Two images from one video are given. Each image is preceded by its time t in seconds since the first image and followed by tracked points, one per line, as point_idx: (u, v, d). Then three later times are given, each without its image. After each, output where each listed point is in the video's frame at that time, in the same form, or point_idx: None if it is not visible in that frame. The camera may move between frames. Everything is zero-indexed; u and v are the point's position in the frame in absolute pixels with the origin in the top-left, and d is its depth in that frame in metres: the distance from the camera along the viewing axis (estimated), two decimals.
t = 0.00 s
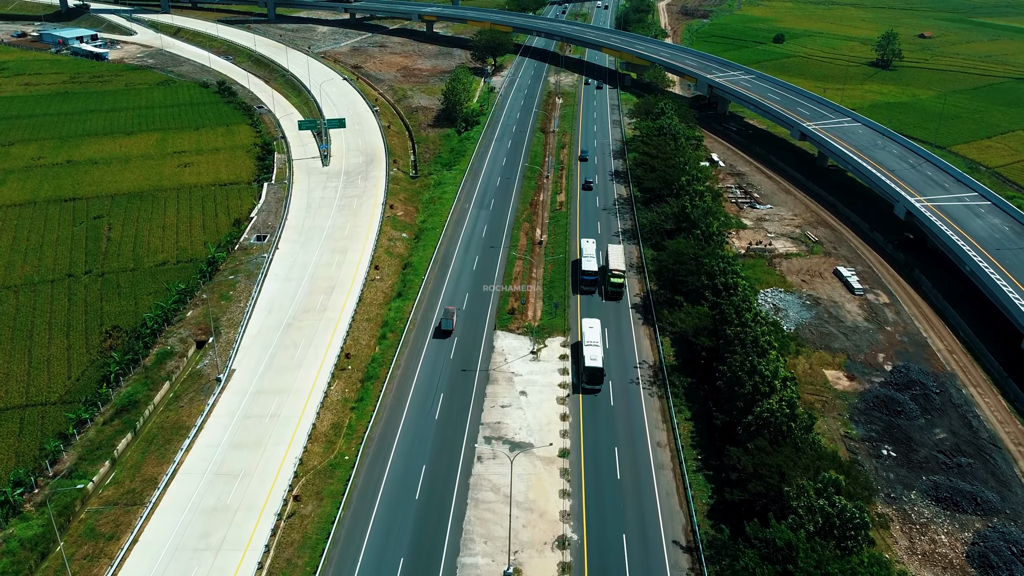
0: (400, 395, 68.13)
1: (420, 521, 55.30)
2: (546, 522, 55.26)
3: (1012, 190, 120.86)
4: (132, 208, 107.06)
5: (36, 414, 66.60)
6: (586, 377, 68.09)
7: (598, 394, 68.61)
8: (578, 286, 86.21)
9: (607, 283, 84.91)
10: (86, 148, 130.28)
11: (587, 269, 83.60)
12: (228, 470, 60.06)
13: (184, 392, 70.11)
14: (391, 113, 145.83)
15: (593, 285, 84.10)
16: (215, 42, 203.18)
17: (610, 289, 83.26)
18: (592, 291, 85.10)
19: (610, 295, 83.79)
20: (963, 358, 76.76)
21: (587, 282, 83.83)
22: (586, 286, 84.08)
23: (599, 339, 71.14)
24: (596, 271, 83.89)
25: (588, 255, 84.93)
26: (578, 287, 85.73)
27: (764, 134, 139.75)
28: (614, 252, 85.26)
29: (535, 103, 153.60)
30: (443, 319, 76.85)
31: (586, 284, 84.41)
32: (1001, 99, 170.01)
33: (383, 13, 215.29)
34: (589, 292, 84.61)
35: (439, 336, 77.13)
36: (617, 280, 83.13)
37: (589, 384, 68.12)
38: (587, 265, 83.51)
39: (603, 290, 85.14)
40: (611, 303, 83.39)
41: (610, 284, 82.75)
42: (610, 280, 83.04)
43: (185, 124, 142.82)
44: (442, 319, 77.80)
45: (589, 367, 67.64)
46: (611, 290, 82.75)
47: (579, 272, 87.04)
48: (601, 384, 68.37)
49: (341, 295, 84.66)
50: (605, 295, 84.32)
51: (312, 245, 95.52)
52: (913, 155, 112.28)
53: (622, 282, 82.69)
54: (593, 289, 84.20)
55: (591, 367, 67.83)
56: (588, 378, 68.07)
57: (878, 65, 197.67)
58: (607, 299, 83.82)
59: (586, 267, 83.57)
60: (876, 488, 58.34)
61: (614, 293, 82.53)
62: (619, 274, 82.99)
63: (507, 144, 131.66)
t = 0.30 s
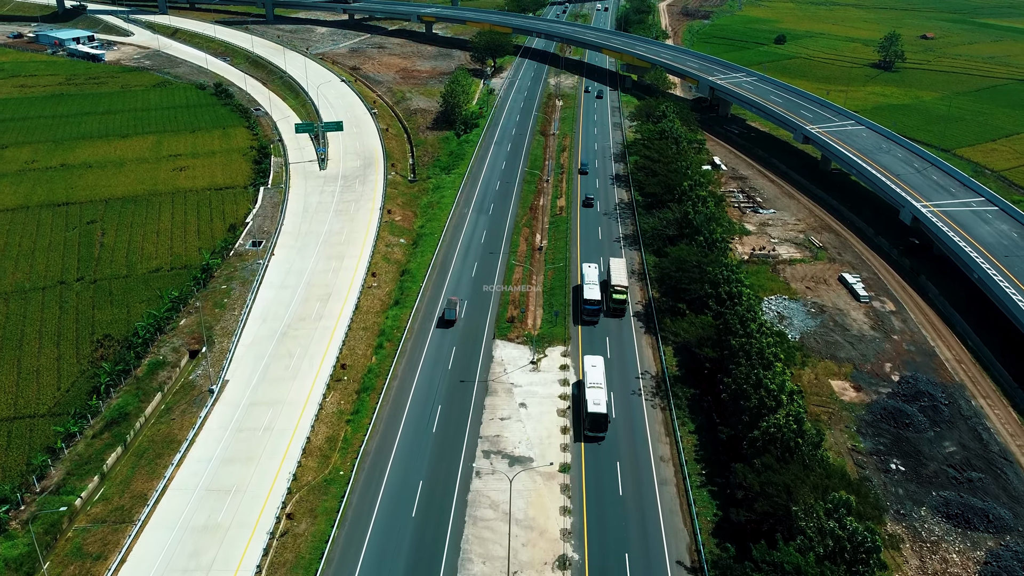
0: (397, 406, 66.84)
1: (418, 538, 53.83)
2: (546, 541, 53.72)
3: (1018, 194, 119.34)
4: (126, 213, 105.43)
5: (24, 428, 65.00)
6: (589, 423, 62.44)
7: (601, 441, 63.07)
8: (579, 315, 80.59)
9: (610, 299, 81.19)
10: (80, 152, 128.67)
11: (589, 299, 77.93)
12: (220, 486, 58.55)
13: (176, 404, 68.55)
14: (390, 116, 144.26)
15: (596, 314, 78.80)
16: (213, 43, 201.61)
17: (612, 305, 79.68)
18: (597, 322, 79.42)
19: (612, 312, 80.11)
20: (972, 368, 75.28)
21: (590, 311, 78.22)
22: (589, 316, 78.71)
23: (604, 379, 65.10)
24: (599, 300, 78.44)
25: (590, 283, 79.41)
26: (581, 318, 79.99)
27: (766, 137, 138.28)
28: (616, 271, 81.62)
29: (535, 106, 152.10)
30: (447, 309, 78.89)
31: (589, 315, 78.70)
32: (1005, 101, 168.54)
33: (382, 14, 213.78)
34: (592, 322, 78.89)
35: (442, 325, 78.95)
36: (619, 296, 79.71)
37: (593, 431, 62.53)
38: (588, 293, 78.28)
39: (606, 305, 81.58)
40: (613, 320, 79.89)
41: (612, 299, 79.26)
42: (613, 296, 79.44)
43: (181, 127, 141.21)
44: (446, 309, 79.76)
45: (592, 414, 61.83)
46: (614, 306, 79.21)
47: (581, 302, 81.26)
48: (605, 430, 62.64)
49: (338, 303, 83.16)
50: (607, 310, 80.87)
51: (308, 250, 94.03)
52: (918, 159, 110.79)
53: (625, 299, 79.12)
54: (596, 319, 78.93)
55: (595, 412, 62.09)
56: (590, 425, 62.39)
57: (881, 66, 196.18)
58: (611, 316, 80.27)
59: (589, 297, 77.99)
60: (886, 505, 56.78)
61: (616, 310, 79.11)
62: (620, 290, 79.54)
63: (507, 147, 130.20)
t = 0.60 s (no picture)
0: (394, 417, 65.46)
1: (414, 556, 52.36)
2: (546, 561, 52.18)
3: None
4: (120, 218, 103.89)
5: (11, 442, 63.44)
6: (591, 479, 56.31)
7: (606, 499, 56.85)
8: (581, 351, 74.64)
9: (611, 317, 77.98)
10: (75, 155, 127.09)
11: (591, 334, 71.86)
12: (211, 503, 57.05)
13: (167, 416, 66.96)
14: (388, 119, 142.72)
15: (599, 350, 72.59)
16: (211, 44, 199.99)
17: (614, 323, 76.45)
18: (601, 358, 73.46)
19: (614, 330, 76.97)
20: (980, 378, 73.81)
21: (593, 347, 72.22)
22: (591, 351, 72.57)
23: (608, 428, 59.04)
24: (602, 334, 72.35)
25: (592, 316, 73.22)
26: (583, 355, 73.94)
27: (768, 140, 136.77)
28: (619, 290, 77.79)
29: (534, 108, 150.50)
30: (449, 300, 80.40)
31: (591, 350, 72.61)
32: (1009, 103, 167.04)
33: (381, 14, 212.21)
34: (596, 358, 73.02)
35: (445, 316, 80.55)
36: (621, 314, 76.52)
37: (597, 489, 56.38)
38: (590, 327, 72.25)
39: (608, 321, 78.54)
40: (615, 339, 76.84)
41: (614, 317, 76.07)
42: (615, 314, 76.10)
43: (177, 130, 139.58)
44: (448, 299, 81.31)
45: (595, 469, 55.74)
46: (615, 324, 76.22)
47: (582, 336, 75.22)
48: (610, 487, 56.38)
49: (334, 311, 81.61)
50: (609, 328, 77.76)
51: (304, 257, 92.49)
52: (923, 163, 109.25)
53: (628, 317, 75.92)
54: (599, 355, 72.80)
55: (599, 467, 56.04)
56: (593, 481, 56.25)
57: (883, 68, 194.61)
58: (614, 334, 77.06)
59: (591, 331, 72.02)
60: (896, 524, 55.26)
61: (619, 328, 75.94)
62: (623, 308, 76.34)
63: (506, 150, 128.68)
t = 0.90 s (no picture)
0: (391, 430, 63.94)
1: None
2: None
3: None
4: (114, 223, 102.37)
5: None
6: (596, 548, 50.99)
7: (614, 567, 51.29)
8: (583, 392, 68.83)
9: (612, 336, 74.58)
10: (69, 158, 125.54)
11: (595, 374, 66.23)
12: (202, 521, 55.49)
13: (159, 429, 65.39)
14: (386, 121, 141.10)
15: (603, 391, 67.04)
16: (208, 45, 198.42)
17: (616, 343, 73.02)
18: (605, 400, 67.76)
19: (616, 350, 73.54)
20: (990, 389, 72.22)
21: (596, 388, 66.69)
22: (594, 394, 66.97)
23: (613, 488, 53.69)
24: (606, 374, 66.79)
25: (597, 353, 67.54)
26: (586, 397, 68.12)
27: (771, 143, 135.23)
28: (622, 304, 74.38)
29: (534, 110, 148.96)
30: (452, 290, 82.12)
31: (595, 392, 67.02)
32: (1013, 105, 165.49)
33: (379, 15, 210.59)
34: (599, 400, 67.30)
35: (449, 306, 82.28)
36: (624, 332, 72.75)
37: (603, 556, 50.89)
38: (594, 366, 66.58)
39: (609, 341, 75.08)
40: (617, 359, 73.39)
41: (617, 336, 72.48)
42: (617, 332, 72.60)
43: (173, 133, 137.95)
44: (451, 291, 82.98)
45: (599, 537, 50.43)
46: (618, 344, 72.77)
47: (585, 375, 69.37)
48: (617, 557, 51.05)
49: (329, 320, 79.97)
50: (609, 347, 74.18)
51: (300, 263, 90.87)
52: (929, 167, 107.64)
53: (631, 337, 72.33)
54: (603, 397, 67.21)
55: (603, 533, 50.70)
56: (598, 551, 50.92)
57: (885, 69, 192.98)
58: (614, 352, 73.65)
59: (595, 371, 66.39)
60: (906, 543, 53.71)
61: (621, 348, 72.72)
62: (626, 326, 72.50)
63: (506, 154, 127.14)
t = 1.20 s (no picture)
0: (387, 444, 62.40)
1: None
2: None
3: None
4: (108, 228, 100.80)
5: None
6: None
7: None
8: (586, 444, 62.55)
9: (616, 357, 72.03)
10: (63, 162, 123.94)
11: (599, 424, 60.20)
12: (192, 540, 53.97)
13: (149, 442, 63.82)
14: (385, 124, 139.53)
15: (607, 442, 60.84)
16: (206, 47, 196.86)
17: (619, 365, 70.19)
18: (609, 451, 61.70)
19: (620, 372, 70.42)
20: (1001, 401, 70.61)
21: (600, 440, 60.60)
22: (598, 444, 60.91)
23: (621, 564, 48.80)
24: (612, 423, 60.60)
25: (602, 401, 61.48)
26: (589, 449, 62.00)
27: (773, 146, 133.66)
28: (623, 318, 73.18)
29: (534, 113, 147.42)
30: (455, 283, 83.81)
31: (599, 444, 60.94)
32: (1017, 107, 164.13)
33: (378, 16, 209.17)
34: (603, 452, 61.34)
35: (452, 298, 83.84)
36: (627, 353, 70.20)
37: None
38: (599, 415, 60.52)
39: (611, 363, 72.37)
40: (620, 382, 70.26)
41: (620, 357, 69.85)
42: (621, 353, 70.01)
43: (169, 136, 136.36)
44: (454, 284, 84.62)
45: None
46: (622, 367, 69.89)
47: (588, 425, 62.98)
48: None
49: (325, 329, 78.36)
50: (613, 368, 71.49)
51: (296, 270, 89.20)
52: (934, 171, 106.08)
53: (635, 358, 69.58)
54: (607, 448, 61.12)
55: None
56: None
57: (888, 71, 191.60)
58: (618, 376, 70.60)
59: (600, 420, 60.26)
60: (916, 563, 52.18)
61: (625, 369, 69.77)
62: (630, 347, 70.08)
63: (505, 157, 125.62)
